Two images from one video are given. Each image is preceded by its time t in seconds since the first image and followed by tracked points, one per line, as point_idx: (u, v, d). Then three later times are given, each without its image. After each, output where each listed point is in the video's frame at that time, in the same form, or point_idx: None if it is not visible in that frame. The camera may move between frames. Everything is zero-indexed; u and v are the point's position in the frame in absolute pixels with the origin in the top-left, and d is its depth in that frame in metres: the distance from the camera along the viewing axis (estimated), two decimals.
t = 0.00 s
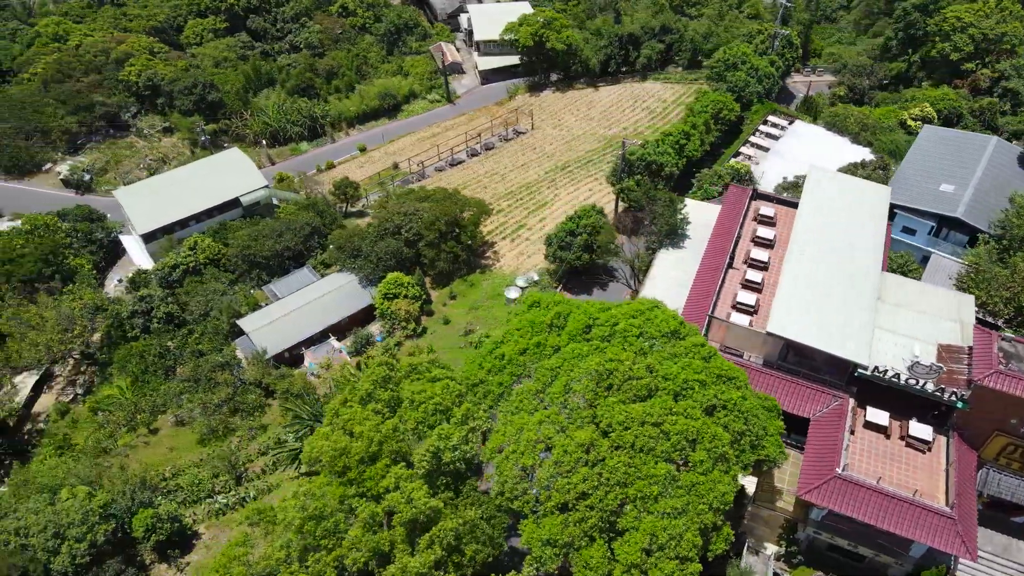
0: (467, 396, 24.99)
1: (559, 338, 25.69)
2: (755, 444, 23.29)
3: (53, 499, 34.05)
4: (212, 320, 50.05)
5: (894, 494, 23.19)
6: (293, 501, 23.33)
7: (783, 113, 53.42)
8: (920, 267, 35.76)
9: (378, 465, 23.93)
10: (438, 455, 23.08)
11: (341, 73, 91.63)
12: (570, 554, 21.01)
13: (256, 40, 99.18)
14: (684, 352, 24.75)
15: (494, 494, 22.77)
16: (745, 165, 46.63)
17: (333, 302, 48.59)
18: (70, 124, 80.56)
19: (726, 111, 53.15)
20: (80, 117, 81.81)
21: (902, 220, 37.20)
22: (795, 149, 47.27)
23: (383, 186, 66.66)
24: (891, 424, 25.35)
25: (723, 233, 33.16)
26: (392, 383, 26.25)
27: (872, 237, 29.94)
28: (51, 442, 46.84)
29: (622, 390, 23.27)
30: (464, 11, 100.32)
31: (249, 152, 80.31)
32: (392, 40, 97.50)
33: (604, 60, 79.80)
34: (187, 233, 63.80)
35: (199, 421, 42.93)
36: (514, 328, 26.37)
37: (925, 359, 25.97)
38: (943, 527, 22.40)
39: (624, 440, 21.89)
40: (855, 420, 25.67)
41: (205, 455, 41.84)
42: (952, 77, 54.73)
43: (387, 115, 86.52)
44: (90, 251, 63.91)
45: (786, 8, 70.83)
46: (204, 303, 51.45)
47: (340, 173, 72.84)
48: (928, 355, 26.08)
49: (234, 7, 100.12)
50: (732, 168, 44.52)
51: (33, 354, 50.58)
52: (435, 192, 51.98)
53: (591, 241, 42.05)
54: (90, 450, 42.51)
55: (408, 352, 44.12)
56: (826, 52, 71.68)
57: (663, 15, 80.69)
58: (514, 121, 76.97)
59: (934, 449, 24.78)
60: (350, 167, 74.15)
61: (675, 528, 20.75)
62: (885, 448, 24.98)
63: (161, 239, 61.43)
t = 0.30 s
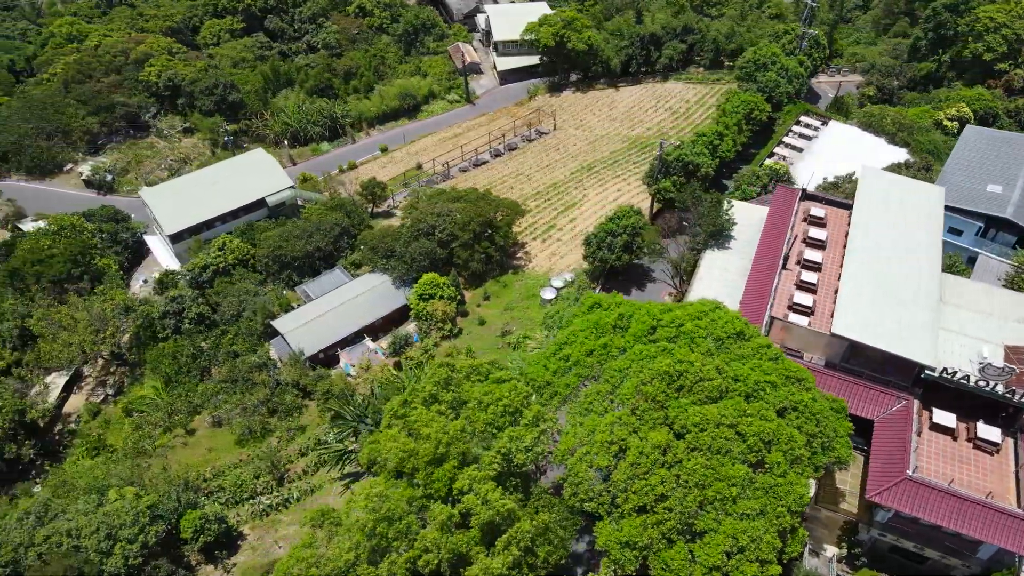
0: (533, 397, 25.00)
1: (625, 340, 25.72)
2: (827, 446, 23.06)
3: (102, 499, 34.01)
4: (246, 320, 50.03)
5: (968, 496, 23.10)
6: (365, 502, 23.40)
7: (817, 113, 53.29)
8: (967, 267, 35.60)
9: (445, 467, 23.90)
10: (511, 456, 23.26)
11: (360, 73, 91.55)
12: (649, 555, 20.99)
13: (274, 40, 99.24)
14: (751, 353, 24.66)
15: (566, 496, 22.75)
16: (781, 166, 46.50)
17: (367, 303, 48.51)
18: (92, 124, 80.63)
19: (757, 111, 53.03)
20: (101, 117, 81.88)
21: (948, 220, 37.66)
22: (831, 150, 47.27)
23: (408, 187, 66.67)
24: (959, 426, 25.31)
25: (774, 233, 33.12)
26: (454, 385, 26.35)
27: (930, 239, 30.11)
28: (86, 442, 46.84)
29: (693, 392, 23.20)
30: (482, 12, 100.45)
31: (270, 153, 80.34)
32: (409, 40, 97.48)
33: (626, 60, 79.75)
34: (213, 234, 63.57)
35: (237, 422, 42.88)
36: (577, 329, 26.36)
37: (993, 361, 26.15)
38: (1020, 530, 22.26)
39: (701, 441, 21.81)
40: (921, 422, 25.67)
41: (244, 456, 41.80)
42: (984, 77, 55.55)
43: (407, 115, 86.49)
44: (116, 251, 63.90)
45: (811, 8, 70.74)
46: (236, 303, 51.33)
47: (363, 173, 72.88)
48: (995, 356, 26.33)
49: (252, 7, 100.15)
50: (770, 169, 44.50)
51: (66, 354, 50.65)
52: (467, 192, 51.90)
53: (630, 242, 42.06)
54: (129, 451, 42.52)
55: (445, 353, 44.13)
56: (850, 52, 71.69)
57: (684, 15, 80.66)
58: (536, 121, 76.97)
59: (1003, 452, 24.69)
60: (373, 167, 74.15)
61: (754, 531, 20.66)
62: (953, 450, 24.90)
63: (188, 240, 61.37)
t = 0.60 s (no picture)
0: (601, 399, 24.95)
1: (692, 341, 25.61)
2: (900, 447, 22.89)
3: (150, 501, 33.96)
4: (279, 320, 49.99)
5: None
6: (436, 504, 23.35)
7: (849, 113, 53.21)
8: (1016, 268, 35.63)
9: (514, 468, 23.95)
10: (583, 459, 23.14)
11: (379, 73, 91.41)
12: (729, 558, 20.85)
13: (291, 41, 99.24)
14: (820, 354, 24.52)
15: (640, 499, 22.58)
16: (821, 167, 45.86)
17: (402, 304, 48.40)
18: (113, 124, 80.60)
19: (788, 111, 52.83)
20: (122, 117, 81.89)
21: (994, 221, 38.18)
22: (867, 150, 47.30)
23: (434, 187, 66.70)
24: None
25: (828, 233, 33.06)
26: (516, 387, 26.27)
27: (987, 241, 30.57)
28: (121, 443, 46.82)
29: (767, 393, 23.07)
30: (499, 12, 100.48)
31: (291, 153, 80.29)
32: (427, 40, 97.39)
33: (648, 59, 79.64)
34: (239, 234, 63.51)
35: (276, 422, 42.90)
36: (640, 331, 26.30)
37: None
38: None
39: (779, 443, 21.67)
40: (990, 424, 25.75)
41: (284, 457, 41.76)
42: (1016, 77, 56.75)
43: (426, 115, 86.41)
44: (142, 251, 63.80)
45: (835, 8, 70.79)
46: (268, 304, 51.15)
47: (385, 174, 72.87)
48: None
49: (269, 7, 100.14)
50: (808, 170, 44.36)
51: (100, 354, 50.66)
52: (499, 193, 51.78)
53: (670, 243, 42.02)
54: (168, 451, 42.47)
55: (483, 353, 44.13)
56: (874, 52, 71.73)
57: (706, 15, 80.65)
58: (558, 121, 76.91)
59: None
60: (395, 167, 74.11)
61: (836, 533, 20.52)
62: None
63: (215, 240, 61.27)
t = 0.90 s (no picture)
0: (670, 400, 24.97)
1: (760, 342, 25.63)
2: (977, 450, 22.65)
3: (200, 501, 33.93)
4: (314, 321, 49.91)
5: None
6: (508, 506, 23.28)
7: (883, 113, 53.32)
8: None
9: (584, 469, 23.94)
10: (656, 461, 23.10)
11: (397, 72, 91.22)
12: (812, 561, 20.69)
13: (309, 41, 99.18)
14: (892, 355, 24.43)
15: (717, 500, 22.53)
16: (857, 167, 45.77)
17: (437, 304, 48.40)
18: (134, 124, 80.60)
19: (821, 111, 52.61)
20: (143, 117, 81.87)
21: None
22: (903, 151, 47.59)
23: (460, 188, 66.74)
24: None
25: (880, 236, 35.39)
26: (581, 388, 26.20)
27: None
28: (157, 443, 46.73)
29: (842, 394, 23.04)
30: (517, 12, 100.46)
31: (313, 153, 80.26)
32: (445, 40, 97.24)
33: (670, 59, 79.55)
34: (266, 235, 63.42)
35: (316, 422, 42.84)
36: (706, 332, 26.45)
37: None
38: None
39: (859, 444, 21.66)
40: None
41: (324, 458, 41.71)
42: None
43: (446, 115, 86.32)
44: (168, 252, 63.68)
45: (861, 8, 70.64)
46: (301, 304, 50.83)
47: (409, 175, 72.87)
48: None
49: (287, 7, 100.04)
50: (848, 170, 44.21)
51: (134, 354, 50.66)
52: (532, 194, 51.68)
53: (711, 243, 42.03)
54: (208, 452, 42.39)
55: (522, 354, 44.13)
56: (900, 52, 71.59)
57: (728, 15, 80.57)
58: (581, 121, 76.89)
59: None
60: (419, 167, 74.11)
61: (922, 535, 20.40)
62: None
63: (243, 241, 61.19)
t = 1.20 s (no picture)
0: (740, 401, 25.01)
1: (827, 343, 25.68)
2: None
3: (251, 502, 33.88)
4: (348, 321, 49.86)
5: None
6: (580, 508, 23.11)
7: (916, 113, 53.22)
8: None
9: (655, 470, 23.71)
10: (731, 462, 23.08)
11: (416, 72, 91.01)
12: (896, 564, 20.54)
13: (326, 41, 99.05)
14: (965, 355, 24.34)
15: (794, 502, 22.53)
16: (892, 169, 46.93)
17: (474, 304, 48.37)
18: (156, 124, 80.58)
19: (853, 111, 52.42)
20: (165, 117, 81.80)
21: None
22: (938, 151, 48.26)
23: (486, 188, 66.73)
24: None
25: (934, 236, 35.88)
26: (645, 388, 26.09)
27: None
28: (192, 444, 46.64)
29: (918, 394, 23.05)
30: (534, 12, 100.31)
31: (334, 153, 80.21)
32: (462, 40, 97.05)
33: (692, 59, 79.40)
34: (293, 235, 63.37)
35: (356, 423, 42.78)
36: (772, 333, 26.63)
37: None
38: None
39: (940, 445, 21.66)
40: None
41: (365, 458, 41.68)
42: None
43: (466, 115, 86.19)
44: (195, 252, 63.56)
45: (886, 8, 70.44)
46: (334, 304, 50.70)
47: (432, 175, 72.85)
48: None
49: (304, 7, 99.90)
50: (887, 171, 44.14)
51: (168, 355, 50.54)
52: (565, 194, 51.60)
53: (752, 244, 42.07)
54: (248, 452, 42.32)
55: (560, 354, 44.08)
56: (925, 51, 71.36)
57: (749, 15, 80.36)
58: (603, 121, 76.77)
59: None
60: (442, 168, 74.07)
61: (1009, 538, 20.19)
62: None
63: (271, 241, 61.16)
